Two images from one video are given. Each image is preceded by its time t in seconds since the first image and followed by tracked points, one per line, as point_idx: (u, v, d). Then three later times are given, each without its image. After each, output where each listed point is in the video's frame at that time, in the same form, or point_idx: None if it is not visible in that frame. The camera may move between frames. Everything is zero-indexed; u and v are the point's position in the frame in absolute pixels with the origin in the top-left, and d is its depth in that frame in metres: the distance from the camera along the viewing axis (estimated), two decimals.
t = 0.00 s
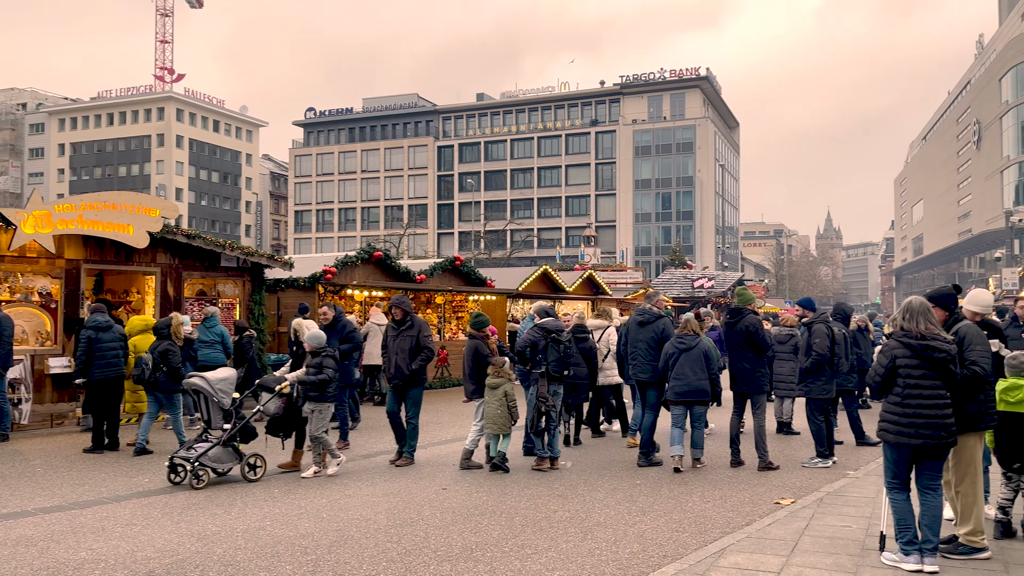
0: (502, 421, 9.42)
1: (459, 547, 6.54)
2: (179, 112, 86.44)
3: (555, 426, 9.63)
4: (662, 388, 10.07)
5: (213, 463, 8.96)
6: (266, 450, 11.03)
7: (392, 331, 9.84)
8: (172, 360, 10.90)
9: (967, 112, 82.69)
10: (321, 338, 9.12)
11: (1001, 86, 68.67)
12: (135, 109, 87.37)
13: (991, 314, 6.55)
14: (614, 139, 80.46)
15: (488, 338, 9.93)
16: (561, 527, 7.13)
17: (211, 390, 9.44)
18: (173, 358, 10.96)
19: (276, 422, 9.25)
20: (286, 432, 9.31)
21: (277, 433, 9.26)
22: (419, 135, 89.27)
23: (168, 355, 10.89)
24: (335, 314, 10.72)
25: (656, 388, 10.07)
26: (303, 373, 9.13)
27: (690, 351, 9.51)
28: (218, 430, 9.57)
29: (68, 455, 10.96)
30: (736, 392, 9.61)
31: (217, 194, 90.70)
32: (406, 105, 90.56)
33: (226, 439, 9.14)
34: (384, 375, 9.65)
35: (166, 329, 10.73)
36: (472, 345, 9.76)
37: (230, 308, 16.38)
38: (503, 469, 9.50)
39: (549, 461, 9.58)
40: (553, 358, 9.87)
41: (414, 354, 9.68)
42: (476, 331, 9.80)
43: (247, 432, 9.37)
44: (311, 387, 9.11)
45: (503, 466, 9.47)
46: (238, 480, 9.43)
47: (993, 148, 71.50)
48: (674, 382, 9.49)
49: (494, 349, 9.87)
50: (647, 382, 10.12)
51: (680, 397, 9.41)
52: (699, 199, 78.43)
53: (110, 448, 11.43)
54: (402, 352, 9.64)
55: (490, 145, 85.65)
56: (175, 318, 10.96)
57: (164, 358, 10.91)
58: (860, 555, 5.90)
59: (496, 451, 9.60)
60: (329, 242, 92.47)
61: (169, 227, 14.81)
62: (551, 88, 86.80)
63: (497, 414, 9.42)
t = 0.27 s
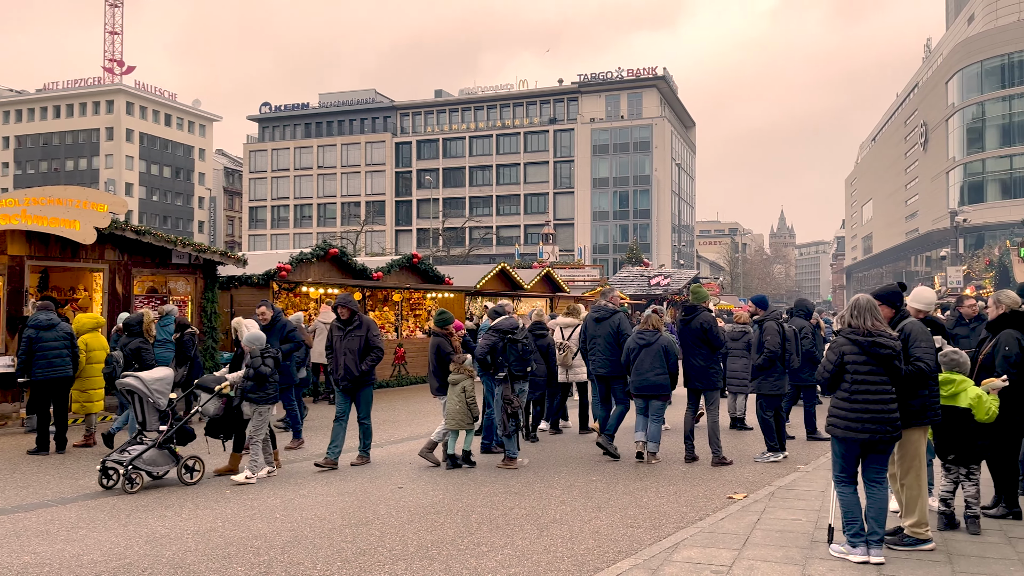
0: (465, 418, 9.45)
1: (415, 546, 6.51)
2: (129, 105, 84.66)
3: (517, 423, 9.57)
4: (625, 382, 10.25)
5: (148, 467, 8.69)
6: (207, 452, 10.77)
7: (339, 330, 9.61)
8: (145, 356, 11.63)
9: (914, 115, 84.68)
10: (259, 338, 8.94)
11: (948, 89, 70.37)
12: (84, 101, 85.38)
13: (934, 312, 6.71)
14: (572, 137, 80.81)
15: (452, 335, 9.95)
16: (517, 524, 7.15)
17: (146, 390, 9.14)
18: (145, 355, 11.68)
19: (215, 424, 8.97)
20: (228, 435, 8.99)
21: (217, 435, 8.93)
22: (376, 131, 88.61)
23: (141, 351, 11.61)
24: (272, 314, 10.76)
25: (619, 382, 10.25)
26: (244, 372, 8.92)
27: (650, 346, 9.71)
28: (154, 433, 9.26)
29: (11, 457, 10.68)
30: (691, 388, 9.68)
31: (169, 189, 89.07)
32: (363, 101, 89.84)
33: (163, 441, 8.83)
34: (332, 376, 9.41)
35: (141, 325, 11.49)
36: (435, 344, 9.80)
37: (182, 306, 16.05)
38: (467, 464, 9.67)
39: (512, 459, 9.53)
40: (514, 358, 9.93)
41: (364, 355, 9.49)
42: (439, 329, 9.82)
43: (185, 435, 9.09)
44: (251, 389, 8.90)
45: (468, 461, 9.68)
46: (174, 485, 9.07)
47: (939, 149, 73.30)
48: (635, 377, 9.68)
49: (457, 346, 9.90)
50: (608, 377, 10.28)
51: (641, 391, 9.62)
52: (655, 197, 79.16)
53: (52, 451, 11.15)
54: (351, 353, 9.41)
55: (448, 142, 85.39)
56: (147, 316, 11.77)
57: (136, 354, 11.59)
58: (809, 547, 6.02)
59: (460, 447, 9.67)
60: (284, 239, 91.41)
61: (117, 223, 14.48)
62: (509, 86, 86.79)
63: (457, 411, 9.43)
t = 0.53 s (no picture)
0: (427, 414, 9.40)
1: (367, 545, 6.47)
2: (76, 97, 82.63)
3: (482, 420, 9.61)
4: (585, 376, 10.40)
5: (76, 470, 8.42)
6: (139, 453, 10.40)
7: (275, 327, 9.38)
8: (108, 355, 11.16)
9: (863, 116, 86.50)
10: (196, 337, 8.65)
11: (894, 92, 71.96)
12: (28, 93, 83.15)
13: (878, 307, 6.85)
14: (529, 135, 80.89)
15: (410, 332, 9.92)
16: (471, 521, 7.15)
17: (74, 391, 8.71)
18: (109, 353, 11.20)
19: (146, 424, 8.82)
20: (160, 436, 8.91)
21: (148, 435, 8.84)
22: (331, 126, 87.73)
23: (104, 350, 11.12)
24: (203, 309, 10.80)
25: (579, 377, 10.37)
26: (178, 373, 8.68)
27: (605, 342, 9.85)
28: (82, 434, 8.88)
29: None
30: (644, 384, 9.76)
31: (117, 183, 87.21)
32: (319, 96, 88.89)
33: (91, 444, 8.57)
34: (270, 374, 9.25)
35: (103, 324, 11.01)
36: (393, 341, 9.76)
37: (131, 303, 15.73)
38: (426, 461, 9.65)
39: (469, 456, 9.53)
40: (474, 355, 9.84)
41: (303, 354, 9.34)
42: (398, 326, 9.79)
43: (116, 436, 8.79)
44: (187, 390, 8.67)
45: (427, 459, 9.64)
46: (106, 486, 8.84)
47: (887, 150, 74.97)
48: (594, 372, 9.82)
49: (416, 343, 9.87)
50: (567, 372, 10.39)
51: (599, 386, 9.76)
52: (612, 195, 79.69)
53: None
54: (288, 351, 9.23)
55: (405, 138, 84.90)
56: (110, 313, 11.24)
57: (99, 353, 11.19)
58: (757, 540, 6.12)
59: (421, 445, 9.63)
60: (237, 235, 90.10)
61: (60, 218, 14.08)
62: (466, 82, 86.56)
63: (422, 407, 9.40)
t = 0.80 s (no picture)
0: (390, 411, 9.39)
1: (325, 544, 6.42)
2: (26, 88, 80.64)
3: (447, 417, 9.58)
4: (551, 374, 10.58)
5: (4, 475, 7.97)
6: (73, 457, 10.01)
7: (218, 325, 9.28)
8: (72, 353, 10.63)
9: (819, 117, 87.94)
10: (136, 332, 8.44)
11: (850, 94, 73.18)
12: None
13: (831, 306, 6.97)
14: (492, 132, 80.84)
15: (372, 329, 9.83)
16: (431, 519, 7.12)
17: (3, 392, 8.27)
18: (73, 350, 10.68)
19: (81, 426, 8.66)
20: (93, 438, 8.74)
21: (82, 438, 8.68)
22: (291, 121, 86.68)
23: (68, 347, 10.61)
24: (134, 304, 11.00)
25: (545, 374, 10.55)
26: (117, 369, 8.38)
27: (565, 339, 10.11)
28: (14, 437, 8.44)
29: None
30: (604, 380, 9.84)
31: (70, 177, 85.36)
32: (279, 90, 87.80)
33: (22, 447, 8.10)
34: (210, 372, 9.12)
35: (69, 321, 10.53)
36: (356, 337, 9.65)
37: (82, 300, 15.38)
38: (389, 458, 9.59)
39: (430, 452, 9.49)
40: (445, 351, 9.75)
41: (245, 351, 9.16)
42: (361, 323, 9.71)
43: (49, 438, 8.39)
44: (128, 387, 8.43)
45: (389, 457, 9.57)
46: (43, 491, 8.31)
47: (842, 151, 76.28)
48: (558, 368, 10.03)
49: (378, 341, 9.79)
50: (534, 369, 10.58)
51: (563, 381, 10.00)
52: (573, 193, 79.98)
53: None
54: (229, 348, 9.11)
55: (367, 134, 84.17)
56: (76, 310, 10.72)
57: (64, 350, 10.61)
58: (714, 534, 6.20)
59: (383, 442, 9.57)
60: (194, 231, 88.74)
61: (9, 212, 13.72)
62: (428, 79, 86.11)
63: (385, 403, 9.39)
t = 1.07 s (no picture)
0: (355, 409, 9.34)
1: (285, 544, 6.36)
2: None
3: (411, 417, 9.51)
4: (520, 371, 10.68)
5: None
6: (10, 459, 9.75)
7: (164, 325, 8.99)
8: (34, 351, 10.32)
9: (780, 119, 89.10)
10: (72, 331, 8.22)
11: (809, 96, 74.28)
12: None
13: (792, 304, 7.06)
14: (457, 130, 80.61)
15: (336, 327, 9.71)
16: (393, 518, 7.08)
17: None
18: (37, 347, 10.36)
19: (18, 428, 8.33)
20: (33, 440, 8.44)
21: (20, 440, 8.35)
22: (253, 117, 85.57)
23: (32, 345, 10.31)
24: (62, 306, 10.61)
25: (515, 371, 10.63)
26: (53, 370, 8.11)
27: (533, 335, 10.20)
28: None
29: None
30: (568, 379, 9.86)
31: (22, 172, 83.42)
32: (240, 85, 86.60)
33: None
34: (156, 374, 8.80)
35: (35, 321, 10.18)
36: (318, 335, 9.52)
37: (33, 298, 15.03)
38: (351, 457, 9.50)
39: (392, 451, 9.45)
40: (413, 350, 9.72)
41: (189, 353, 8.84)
42: (324, 320, 9.59)
43: None
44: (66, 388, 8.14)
45: (351, 456, 9.48)
46: None
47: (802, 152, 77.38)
48: (525, 365, 10.12)
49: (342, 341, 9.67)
50: (505, 366, 10.66)
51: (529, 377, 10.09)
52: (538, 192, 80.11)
53: None
54: (174, 349, 8.79)
55: (329, 131, 83.30)
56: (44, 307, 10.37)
57: (27, 348, 10.32)
58: (674, 530, 6.26)
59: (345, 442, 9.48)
60: (152, 227, 87.25)
61: None
62: (392, 76, 85.50)
63: (349, 401, 9.34)
